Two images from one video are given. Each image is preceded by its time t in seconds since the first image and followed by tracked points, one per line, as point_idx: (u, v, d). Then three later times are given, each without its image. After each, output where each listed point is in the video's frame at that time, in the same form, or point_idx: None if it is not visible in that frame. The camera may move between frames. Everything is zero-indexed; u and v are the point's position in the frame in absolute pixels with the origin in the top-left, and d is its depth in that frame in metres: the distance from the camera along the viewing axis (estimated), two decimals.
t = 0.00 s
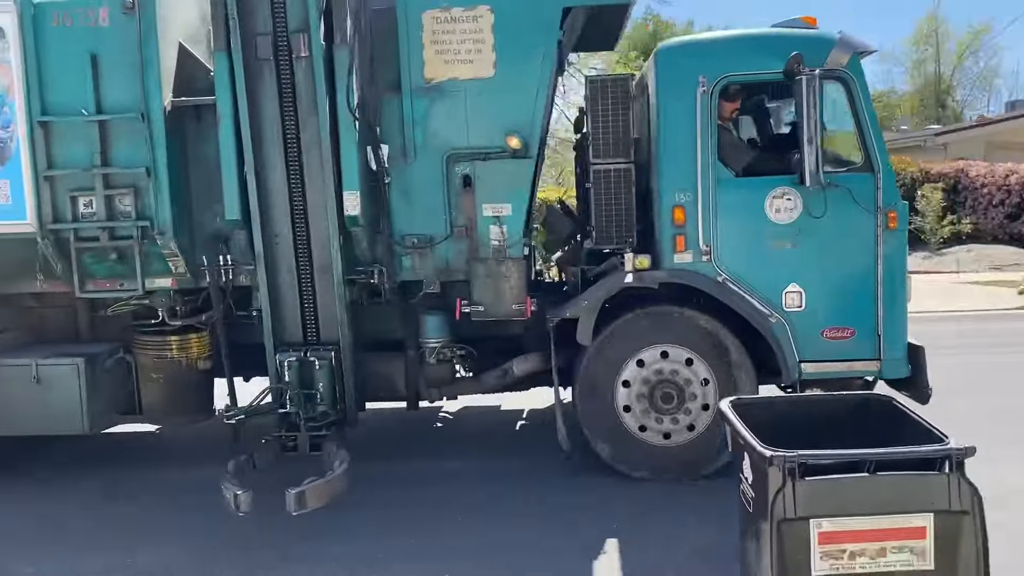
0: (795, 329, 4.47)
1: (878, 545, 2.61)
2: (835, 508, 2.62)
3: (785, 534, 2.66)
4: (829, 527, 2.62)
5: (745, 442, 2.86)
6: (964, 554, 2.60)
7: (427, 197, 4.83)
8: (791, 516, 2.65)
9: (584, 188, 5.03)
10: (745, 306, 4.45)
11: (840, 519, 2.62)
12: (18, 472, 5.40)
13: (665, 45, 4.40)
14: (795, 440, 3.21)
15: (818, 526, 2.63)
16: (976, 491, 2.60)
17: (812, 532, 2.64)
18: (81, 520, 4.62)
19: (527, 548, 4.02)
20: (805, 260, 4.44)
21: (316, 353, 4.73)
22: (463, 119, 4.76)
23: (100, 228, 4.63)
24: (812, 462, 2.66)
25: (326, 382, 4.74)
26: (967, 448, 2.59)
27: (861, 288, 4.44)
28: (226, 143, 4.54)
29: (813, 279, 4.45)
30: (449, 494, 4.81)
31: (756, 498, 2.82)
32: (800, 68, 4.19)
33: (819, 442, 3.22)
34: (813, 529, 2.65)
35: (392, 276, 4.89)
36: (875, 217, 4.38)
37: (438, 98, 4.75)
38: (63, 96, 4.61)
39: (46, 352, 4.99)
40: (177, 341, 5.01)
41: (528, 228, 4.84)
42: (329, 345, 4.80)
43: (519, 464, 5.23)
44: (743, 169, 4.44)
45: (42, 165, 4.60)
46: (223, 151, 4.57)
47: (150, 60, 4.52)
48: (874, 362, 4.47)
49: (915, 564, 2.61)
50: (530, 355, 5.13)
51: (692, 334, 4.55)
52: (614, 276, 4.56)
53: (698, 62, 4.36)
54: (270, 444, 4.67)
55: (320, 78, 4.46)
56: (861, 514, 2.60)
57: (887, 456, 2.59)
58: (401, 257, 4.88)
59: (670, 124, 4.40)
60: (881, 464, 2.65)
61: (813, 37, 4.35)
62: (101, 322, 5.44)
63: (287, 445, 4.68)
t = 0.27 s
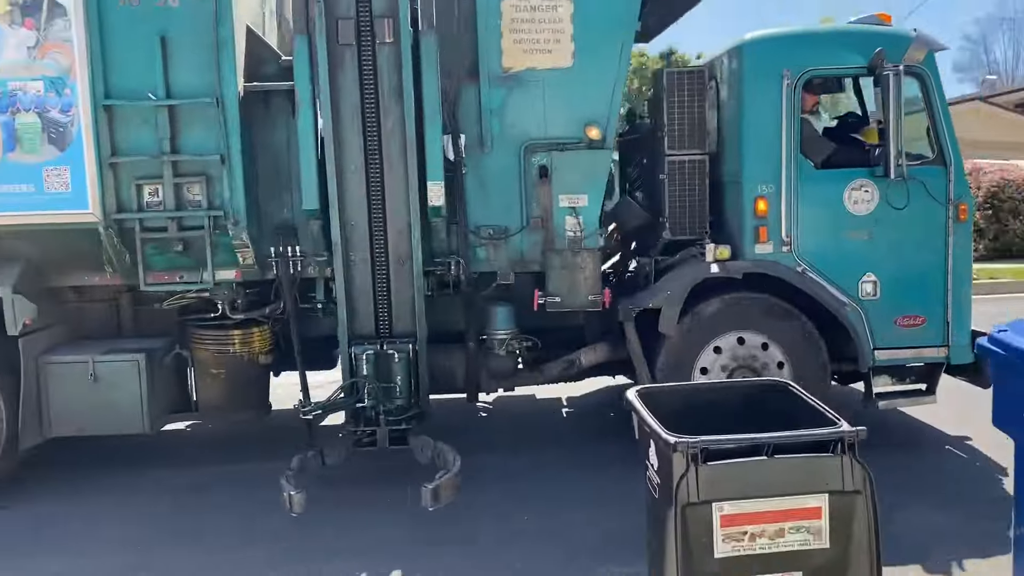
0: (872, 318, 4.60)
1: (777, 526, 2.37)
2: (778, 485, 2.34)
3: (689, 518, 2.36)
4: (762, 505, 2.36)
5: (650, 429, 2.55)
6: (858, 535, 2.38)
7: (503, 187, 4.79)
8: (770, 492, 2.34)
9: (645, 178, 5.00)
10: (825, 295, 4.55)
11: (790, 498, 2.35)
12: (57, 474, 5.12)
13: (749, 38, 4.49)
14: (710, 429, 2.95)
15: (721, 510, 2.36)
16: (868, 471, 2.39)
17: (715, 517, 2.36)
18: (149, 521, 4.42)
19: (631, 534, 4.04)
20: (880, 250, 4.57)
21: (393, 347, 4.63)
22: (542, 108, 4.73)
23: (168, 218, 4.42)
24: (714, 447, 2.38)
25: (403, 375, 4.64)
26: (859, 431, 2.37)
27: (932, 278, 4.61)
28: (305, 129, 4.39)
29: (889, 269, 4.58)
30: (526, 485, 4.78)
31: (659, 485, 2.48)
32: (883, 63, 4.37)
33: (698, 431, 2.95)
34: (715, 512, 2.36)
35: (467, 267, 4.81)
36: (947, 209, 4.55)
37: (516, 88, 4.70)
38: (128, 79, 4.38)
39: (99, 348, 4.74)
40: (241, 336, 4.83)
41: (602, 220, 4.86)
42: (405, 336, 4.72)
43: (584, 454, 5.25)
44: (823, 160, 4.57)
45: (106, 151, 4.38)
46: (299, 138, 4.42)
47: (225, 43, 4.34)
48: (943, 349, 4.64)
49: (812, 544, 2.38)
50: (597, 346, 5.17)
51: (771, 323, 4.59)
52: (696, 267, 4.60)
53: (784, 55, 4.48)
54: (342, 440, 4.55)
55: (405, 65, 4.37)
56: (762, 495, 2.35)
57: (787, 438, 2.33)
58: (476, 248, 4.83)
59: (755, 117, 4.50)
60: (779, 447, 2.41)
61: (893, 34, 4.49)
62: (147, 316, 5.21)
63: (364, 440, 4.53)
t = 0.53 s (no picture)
0: (913, 296, 4.82)
1: (691, 514, 2.67)
2: (698, 474, 2.65)
3: (606, 508, 2.62)
4: (677, 495, 2.65)
5: (571, 423, 2.81)
6: (769, 518, 2.72)
7: (558, 173, 4.86)
8: (693, 480, 2.65)
9: (693, 164, 5.14)
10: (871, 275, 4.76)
11: (706, 486, 2.66)
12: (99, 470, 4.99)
13: (801, 27, 4.69)
14: (619, 420, 3.30)
15: (637, 500, 2.63)
16: (776, 459, 2.73)
17: (631, 506, 2.64)
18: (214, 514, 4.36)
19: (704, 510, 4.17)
20: (922, 231, 4.79)
21: (457, 331, 4.66)
22: (597, 95, 4.81)
23: (231, 206, 4.35)
24: (630, 439, 2.65)
25: (468, 360, 4.68)
26: (768, 420, 2.70)
27: (969, 257, 4.85)
28: (371, 115, 4.39)
29: (929, 249, 4.81)
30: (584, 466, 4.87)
31: (580, 477, 2.74)
32: (928, 52, 4.59)
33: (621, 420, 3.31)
34: (631, 502, 2.64)
35: (525, 253, 4.88)
36: (983, 191, 4.79)
37: (572, 75, 4.77)
38: (189, 64, 4.29)
39: (153, 339, 4.64)
40: (297, 324, 4.78)
41: (653, 205, 4.97)
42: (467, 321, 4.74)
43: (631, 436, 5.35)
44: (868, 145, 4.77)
45: (167, 137, 4.29)
46: (365, 124, 4.42)
47: (291, 27, 4.28)
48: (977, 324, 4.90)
49: (724, 529, 2.70)
50: (644, 328, 5.27)
51: (818, 303, 4.78)
52: (748, 249, 4.75)
53: (833, 44, 4.68)
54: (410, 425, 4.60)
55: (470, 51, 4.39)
56: (678, 486, 2.65)
57: (700, 428, 2.64)
58: (531, 233, 4.89)
59: (806, 104, 4.70)
60: (692, 438, 2.72)
61: (931, 24, 4.72)
62: (191, 306, 5.10)
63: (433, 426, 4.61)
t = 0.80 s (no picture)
0: (937, 286, 5.06)
1: (612, 508, 2.85)
2: (615, 470, 2.82)
3: (529, 503, 2.78)
4: (597, 490, 2.82)
5: (495, 420, 2.94)
6: (688, 509, 2.91)
7: (600, 167, 4.98)
8: (609, 474, 2.82)
9: (726, 159, 5.30)
10: (899, 266, 4.99)
11: (627, 480, 2.84)
12: (140, 464, 4.96)
13: (835, 27, 4.92)
14: (547, 415, 3.49)
15: (558, 494, 2.79)
16: (695, 452, 2.92)
17: (552, 501, 2.80)
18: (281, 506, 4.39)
19: (753, 493, 4.34)
20: (945, 224, 5.04)
21: (507, 322, 4.73)
22: (640, 91, 4.95)
23: (288, 197, 4.36)
24: (551, 435, 2.80)
25: (516, 350, 4.78)
26: (688, 413, 2.90)
27: (987, 248, 5.12)
28: (427, 107, 4.45)
29: (951, 241, 5.06)
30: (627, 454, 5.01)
31: (502, 473, 2.88)
32: (953, 53, 4.84)
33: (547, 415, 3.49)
34: (554, 497, 2.80)
35: (569, 245, 4.99)
36: (1001, 185, 5.06)
37: (616, 71, 4.91)
38: (247, 55, 4.29)
39: (203, 331, 4.62)
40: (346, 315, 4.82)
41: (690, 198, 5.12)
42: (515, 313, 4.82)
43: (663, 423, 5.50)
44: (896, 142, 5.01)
45: (225, 128, 4.29)
46: (422, 117, 4.48)
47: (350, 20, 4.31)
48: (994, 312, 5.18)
49: (645, 522, 2.88)
50: (677, 318, 5.42)
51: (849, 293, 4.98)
52: (784, 241, 4.95)
53: (864, 45, 4.90)
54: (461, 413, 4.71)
55: (525, 46, 4.48)
56: (598, 480, 2.81)
57: (620, 423, 2.81)
58: (575, 226, 5.00)
59: (841, 101, 4.91)
60: (613, 432, 2.87)
61: (955, 26, 4.96)
62: (232, 298, 5.07)
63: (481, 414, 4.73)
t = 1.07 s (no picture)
0: (947, 274, 5.29)
1: (545, 505, 2.94)
2: (546, 467, 2.91)
3: (460, 501, 2.86)
4: (530, 487, 2.91)
5: (429, 419, 2.99)
6: (620, 504, 3.04)
7: (628, 160, 5.12)
8: (537, 472, 2.91)
9: (744, 152, 5.49)
10: (914, 255, 5.21)
11: (561, 476, 2.93)
12: (173, 456, 4.98)
13: (853, 26, 5.10)
14: (481, 409, 3.58)
15: (491, 492, 2.88)
16: (626, 447, 3.03)
17: (484, 499, 2.89)
18: (301, 493, 4.46)
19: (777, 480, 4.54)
20: (955, 215, 5.27)
21: (544, 313, 4.85)
22: (667, 86, 5.08)
23: (332, 189, 4.43)
24: (481, 433, 2.87)
25: (554, 340, 4.89)
26: (618, 409, 3.00)
27: (994, 238, 5.36)
28: (467, 103, 4.55)
29: (961, 231, 5.29)
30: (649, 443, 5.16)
31: (435, 471, 2.96)
32: (965, 51, 5.09)
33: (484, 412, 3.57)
34: (486, 495, 2.89)
35: (598, 236, 5.12)
36: (1006, 178, 5.30)
37: (644, 66, 5.03)
38: (292, 48, 4.34)
39: (242, 322, 4.66)
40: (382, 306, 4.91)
41: (713, 191, 5.26)
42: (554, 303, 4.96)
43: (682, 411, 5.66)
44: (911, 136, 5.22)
45: (270, 121, 4.34)
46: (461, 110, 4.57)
47: (394, 15, 4.38)
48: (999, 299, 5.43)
49: (577, 518, 2.99)
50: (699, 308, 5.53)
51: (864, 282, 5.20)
52: (805, 232, 5.13)
53: (881, 43, 5.10)
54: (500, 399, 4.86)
55: (563, 39, 4.60)
56: (527, 478, 2.90)
57: (552, 421, 2.89)
58: (603, 218, 5.13)
59: (859, 97, 5.10)
60: (545, 429, 2.96)
61: (964, 25, 5.19)
62: (265, 289, 5.10)
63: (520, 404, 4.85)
